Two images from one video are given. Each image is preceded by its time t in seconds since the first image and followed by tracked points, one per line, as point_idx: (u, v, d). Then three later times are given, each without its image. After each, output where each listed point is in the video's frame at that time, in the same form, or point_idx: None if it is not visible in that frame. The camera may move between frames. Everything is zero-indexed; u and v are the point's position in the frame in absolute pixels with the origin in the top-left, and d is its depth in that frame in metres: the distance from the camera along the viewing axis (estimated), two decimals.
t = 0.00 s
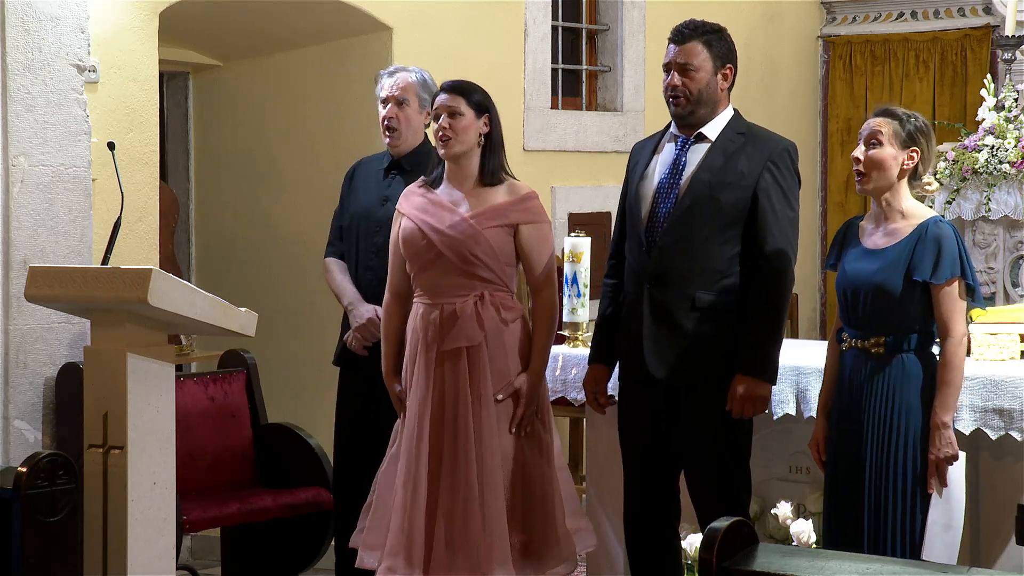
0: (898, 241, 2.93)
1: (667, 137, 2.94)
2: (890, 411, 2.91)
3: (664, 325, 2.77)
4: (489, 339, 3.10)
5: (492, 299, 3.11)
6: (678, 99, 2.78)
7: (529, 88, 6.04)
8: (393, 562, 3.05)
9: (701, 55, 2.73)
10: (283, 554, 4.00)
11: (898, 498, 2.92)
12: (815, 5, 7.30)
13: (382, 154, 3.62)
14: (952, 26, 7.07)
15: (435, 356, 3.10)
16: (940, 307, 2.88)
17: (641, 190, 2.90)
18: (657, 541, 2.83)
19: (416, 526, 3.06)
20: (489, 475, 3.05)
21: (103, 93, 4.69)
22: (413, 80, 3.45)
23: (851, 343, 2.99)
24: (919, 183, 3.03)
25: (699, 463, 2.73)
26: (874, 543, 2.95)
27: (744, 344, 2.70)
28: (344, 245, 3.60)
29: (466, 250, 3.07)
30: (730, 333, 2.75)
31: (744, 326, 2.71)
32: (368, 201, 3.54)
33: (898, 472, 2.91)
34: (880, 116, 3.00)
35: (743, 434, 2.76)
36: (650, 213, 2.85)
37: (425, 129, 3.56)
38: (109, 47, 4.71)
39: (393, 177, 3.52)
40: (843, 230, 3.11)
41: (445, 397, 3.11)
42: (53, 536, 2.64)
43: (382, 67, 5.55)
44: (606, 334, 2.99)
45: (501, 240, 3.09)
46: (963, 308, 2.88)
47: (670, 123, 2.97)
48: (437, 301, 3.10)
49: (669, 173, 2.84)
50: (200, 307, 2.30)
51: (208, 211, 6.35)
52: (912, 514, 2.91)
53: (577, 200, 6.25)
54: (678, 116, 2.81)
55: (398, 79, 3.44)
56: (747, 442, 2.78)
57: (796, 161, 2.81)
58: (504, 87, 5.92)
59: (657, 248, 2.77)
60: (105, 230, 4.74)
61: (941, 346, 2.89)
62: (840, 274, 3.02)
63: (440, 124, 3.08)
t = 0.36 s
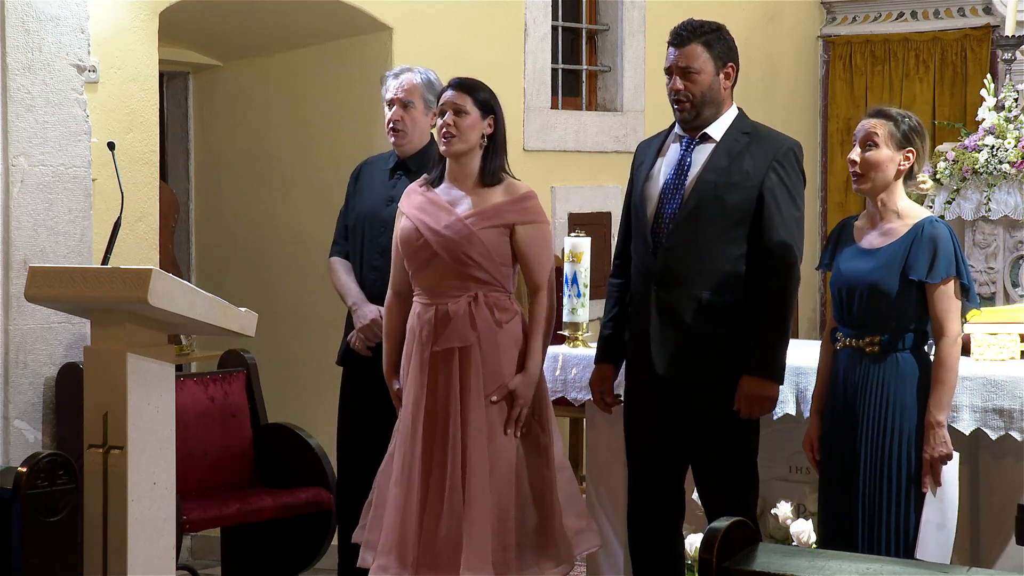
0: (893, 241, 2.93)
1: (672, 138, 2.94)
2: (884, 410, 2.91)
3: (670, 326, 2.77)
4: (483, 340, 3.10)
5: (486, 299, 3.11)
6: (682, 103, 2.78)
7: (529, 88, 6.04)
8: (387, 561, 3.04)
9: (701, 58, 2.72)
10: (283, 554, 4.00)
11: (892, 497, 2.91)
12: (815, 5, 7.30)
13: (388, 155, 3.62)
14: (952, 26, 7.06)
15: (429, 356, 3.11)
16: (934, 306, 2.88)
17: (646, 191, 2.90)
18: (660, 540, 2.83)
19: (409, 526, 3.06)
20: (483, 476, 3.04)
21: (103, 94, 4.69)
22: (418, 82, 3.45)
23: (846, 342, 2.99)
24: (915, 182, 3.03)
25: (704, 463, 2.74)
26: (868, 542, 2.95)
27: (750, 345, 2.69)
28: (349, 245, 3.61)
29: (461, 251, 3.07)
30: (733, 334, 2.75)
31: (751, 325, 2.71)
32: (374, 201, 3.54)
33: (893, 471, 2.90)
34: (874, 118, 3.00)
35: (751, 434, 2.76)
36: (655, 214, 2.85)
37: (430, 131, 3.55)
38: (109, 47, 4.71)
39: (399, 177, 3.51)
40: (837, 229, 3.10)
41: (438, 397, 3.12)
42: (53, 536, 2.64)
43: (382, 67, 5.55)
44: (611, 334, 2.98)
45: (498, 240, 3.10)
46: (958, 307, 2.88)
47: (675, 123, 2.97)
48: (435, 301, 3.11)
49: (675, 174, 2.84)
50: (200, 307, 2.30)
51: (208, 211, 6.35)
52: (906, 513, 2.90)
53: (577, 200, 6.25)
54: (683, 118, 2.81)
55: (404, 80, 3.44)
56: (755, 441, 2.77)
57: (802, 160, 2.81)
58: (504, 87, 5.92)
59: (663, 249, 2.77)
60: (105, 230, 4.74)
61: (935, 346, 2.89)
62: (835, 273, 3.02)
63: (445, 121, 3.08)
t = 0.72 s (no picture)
0: (891, 241, 2.92)
1: (674, 139, 2.94)
2: (883, 410, 2.91)
3: (673, 327, 2.77)
4: (474, 340, 3.11)
5: (479, 300, 3.11)
6: (684, 103, 2.78)
7: (529, 88, 6.04)
8: (378, 559, 3.08)
9: (703, 58, 2.72)
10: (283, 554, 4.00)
11: (892, 497, 2.91)
12: (815, 5, 7.30)
13: (385, 155, 3.61)
14: (952, 26, 7.06)
15: (421, 356, 3.13)
16: (932, 305, 2.89)
17: (650, 191, 2.90)
18: (663, 540, 2.83)
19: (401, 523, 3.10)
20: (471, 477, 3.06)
21: (103, 94, 4.69)
22: (413, 83, 3.43)
23: (842, 342, 2.98)
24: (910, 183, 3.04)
25: (710, 462, 2.74)
26: (868, 543, 2.94)
27: (755, 346, 2.69)
28: (346, 246, 3.60)
29: (455, 251, 3.08)
30: (735, 334, 2.75)
31: (757, 321, 2.71)
32: (371, 202, 3.54)
33: (890, 470, 2.91)
34: (871, 118, 3.00)
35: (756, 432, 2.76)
36: (659, 215, 2.85)
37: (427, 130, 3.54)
38: (109, 47, 4.71)
39: (395, 177, 3.51)
40: (830, 231, 3.08)
41: (431, 396, 3.15)
42: (52, 536, 2.64)
43: (382, 67, 5.55)
44: (619, 334, 2.98)
45: (494, 240, 3.10)
46: (956, 307, 2.90)
47: (677, 124, 2.97)
48: (431, 300, 3.14)
49: (678, 175, 2.83)
50: (200, 307, 2.29)
51: (208, 211, 6.35)
52: (903, 512, 2.90)
53: (577, 200, 6.25)
54: (685, 118, 2.81)
55: (398, 81, 3.43)
56: (760, 441, 2.77)
57: (805, 159, 2.81)
58: (504, 87, 5.92)
59: (669, 250, 2.77)
60: (105, 230, 4.74)
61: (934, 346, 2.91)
62: (830, 272, 3.01)
63: (447, 122, 3.09)
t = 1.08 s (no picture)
0: (886, 241, 2.93)
1: (674, 139, 2.94)
2: (881, 410, 2.91)
3: (672, 326, 2.77)
4: (467, 340, 3.11)
5: (472, 299, 3.12)
6: (684, 105, 2.78)
7: (529, 88, 6.04)
8: (374, 558, 3.10)
9: (702, 59, 2.72)
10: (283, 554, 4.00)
11: (891, 496, 2.91)
12: (815, 5, 7.31)
13: (360, 158, 3.62)
14: (952, 26, 7.06)
15: (416, 355, 3.15)
16: (929, 303, 2.90)
17: (651, 191, 2.90)
18: (663, 539, 2.83)
19: (397, 522, 3.12)
20: (464, 476, 3.06)
21: (103, 93, 4.69)
22: (389, 82, 3.48)
23: (838, 343, 2.98)
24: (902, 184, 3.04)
25: (713, 461, 2.74)
26: (868, 542, 2.94)
27: (758, 347, 2.69)
28: (325, 249, 3.59)
29: (448, 251, 3.10)
30: (735, 334, 2.75)
31: (759, 320, 2.71)
32: (348, 205, 3.54)
33: (890, 469, 2.90)
34: (867, 117, 3.00)
35: (759, 430, 2.75)
36: (661, 216, 2.85)
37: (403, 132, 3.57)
38: (109, 47, 4.71)
39: (371, 180, 3.53)
40: (825, 229, 3.08)
41: (425, 396, 3.16)
42: (52, 536, 2.64)
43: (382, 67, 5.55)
44: (622, 334, 2.98)
45: (487, 239, 3.10)
46: (951, 306, 2.90)
47: (677, 124, 2.97)
48: (426, 299, 3.15)
49: (679, 175, 2.83)
50: (200, 306, 2.29)
51: (207, 211, 6.35)
52: (903, 511, 2.90)
53: (577, 200, 6.25)
54: (685, 120, 2.81)
55: (373, 80, 3.48)
56: (762, 441, 2.77)
57: (806, 158, 2.81)
58: (504, 87, 5.92)
59: (670, 251, 2.78)
60: (105, 230, 4.73)
61: (932, 345, 2.91)
62: (824, 272, 3.01)
63: (445, 123, 3.10)
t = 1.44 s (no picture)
0: (883, 240, 2.92)
1: (674, 139, 2.94)
2: (881, 409, 2.91)
3: (670, 325, 2.77)
4: (461, 339, 3.12)
5: (466, 298, 3.12)
6: (682, 106, 2.78)
7: (529, 88, 6.04)
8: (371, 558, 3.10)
9: (700, 61, 2.72)
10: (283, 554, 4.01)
11: (892, 494, 2.91)
12: (815, 5, 7.30)
13: (317, 160, 3.65)
14: (951, 26, 7.06)
15: (411, 355, 3.15)
16: (926, 303, 2.90)
17: (650, 190, 2.90)
18: (661, 541, 2.83)
19: (393, 522, 3.12)
20: (460, 475, 3.06)
21: (103, 93, 4.69)
22: (345, 80, 3.54)
23: (836, 343, 2.98)
24: (896, 185, 3.04)
25: (714, 461, 2.74)
26: (869, 542, 2.94)
27: (757, 348, 2.69)
28: (290, 251, 3.60)
29: (442, 251, 3.10)
30: (735, 334, 2.75)
31: (759, 320, 2.71)
32: (311, 207, 3.54)
33: (890, 469, 2.90)
34: (861, 116, 2.99)
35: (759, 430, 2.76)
36: (660, 215, 2.85)
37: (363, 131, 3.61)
38: (110, 47, 4.71)
39: (332, 181, 3.54)
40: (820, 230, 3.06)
41: (421, 396, 3.16)
42: (52, 536, 2.64)
43: (382, 67, 5.55)
44: (619, 334, 2.98)
45: (480, 238, 3.11)
46: (949, 304, 2.90)
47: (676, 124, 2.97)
48: (422, 299, 3.15)
49: (678, 175, 2.83)
50: (200, 306, 2.29)
51: (207, 211, 6.35)
52: (904, 510, 2.91)
53: (577, 200, 6.25)
54: (683, 121, 2.81)
55: (330, 79, 3.54)
56: (761, 442, 2.77)
57: (805, 158, 2.81)
58: (504, 87, 5.92)
59: (668, 250, 2.77)
60: (105, 230, 4.73)
61: (930, 343, 2.91)
62: (820, 271, 3.01)
63: (442, 123, 3.10)
